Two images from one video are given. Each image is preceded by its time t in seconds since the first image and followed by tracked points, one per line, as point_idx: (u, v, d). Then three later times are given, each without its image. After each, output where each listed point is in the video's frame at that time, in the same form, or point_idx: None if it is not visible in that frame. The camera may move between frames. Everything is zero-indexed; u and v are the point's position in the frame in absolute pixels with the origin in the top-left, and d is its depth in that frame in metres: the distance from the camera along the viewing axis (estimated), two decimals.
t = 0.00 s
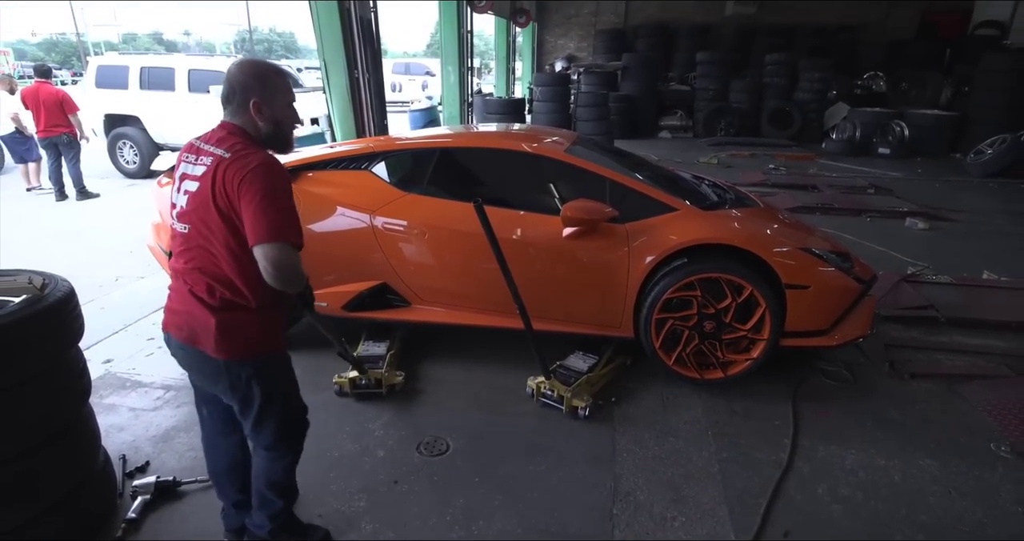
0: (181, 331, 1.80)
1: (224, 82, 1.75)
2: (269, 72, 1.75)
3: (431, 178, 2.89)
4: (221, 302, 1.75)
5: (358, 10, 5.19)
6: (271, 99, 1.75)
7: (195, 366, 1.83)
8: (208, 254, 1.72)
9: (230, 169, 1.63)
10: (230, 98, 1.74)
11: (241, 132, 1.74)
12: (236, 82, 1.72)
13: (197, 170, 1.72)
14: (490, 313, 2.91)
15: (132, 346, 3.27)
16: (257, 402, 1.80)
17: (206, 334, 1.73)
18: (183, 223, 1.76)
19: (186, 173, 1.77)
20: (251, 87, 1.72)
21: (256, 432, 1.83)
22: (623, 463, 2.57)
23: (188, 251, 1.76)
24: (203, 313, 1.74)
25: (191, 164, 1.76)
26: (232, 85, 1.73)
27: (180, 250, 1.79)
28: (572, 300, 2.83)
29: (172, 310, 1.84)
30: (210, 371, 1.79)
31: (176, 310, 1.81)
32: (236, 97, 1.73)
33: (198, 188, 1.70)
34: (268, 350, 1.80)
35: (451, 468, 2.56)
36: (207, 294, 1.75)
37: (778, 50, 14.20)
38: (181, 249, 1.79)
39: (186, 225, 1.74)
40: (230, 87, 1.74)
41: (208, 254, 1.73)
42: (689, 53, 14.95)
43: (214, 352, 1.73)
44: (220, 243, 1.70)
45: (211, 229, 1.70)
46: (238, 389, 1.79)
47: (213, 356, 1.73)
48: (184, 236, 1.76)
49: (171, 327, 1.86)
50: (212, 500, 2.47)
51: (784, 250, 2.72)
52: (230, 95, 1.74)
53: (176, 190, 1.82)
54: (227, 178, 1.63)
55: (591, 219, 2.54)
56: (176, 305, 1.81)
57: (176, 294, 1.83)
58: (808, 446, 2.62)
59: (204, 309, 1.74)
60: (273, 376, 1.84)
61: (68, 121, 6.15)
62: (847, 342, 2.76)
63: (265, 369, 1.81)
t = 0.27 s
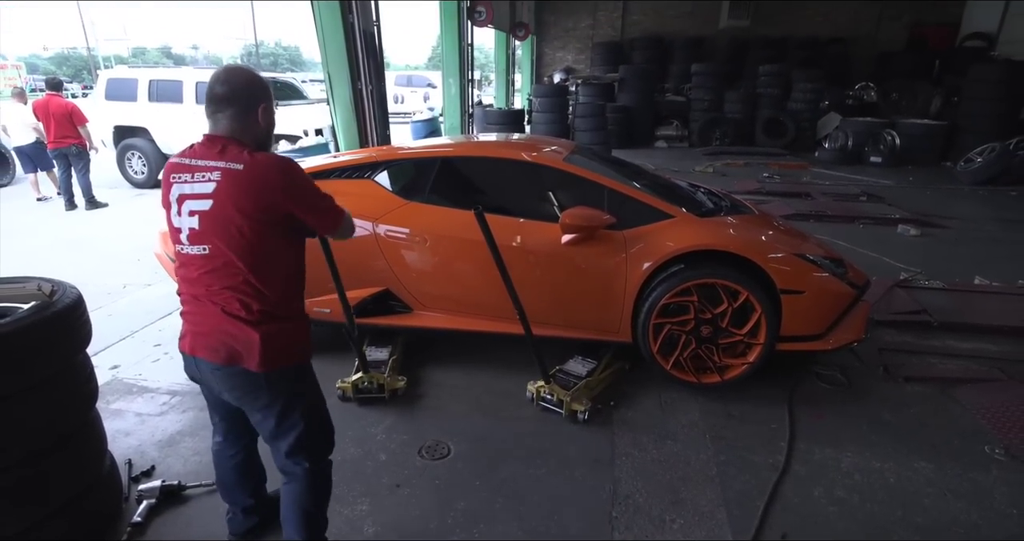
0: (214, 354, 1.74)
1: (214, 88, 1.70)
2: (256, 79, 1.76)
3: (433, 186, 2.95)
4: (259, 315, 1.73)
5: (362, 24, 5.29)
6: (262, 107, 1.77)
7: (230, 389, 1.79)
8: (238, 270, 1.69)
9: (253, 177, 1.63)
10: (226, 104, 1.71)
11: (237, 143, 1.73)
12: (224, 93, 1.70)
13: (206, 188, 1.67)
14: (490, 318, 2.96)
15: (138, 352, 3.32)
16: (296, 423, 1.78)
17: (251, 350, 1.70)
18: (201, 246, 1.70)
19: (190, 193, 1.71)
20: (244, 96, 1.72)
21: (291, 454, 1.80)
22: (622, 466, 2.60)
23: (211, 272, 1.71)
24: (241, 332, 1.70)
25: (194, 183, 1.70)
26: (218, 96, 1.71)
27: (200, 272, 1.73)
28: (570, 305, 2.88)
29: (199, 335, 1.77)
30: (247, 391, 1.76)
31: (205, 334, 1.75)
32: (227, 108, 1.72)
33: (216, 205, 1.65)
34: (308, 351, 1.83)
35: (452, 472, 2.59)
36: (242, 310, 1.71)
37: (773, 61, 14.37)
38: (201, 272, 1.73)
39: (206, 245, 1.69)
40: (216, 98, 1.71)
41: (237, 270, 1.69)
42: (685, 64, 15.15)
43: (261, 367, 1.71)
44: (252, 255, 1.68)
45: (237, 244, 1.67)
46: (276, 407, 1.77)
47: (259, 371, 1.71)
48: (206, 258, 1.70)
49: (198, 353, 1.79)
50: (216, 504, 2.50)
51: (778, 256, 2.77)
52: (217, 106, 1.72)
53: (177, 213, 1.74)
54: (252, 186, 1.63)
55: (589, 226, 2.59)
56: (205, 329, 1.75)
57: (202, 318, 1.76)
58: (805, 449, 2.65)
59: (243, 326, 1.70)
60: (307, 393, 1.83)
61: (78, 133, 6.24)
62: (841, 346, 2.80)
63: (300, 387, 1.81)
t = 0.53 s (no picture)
0: (239, 379, 1.63)
1: (250, 105, 1.75)
2: (288, 97, 1.83)
3: (433, 193, 2.99)
4: (289, 331, 1.68)
5: (363, 34, 5.36)
6: (294, 124, 1.83)
7: (249, 418, 1.68)
8: (272, 282, 1.63)
9: (299, 182, 1.65)
10: (261, 120, 1.76)
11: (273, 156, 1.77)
12: (262, 108, 1.76)
13: (245, 194, 1.64)
14: (490, 323, 2.99)
15: (140, 358, 3.33)
16: (303, 471, 1.72)
17: (285, 368, 1.64)
18: (234, 254, 1.63)
19: (224, 199, 1.66)
20: (280, 111, 1.78)
21: (296, 504, 1.73)
22: (622, 470, 2.61)
23: (240, 285, 1.63)
24: (275, 348, 1.64)
25: (230, 188, 1.66)
26: (255, 111, 1.76)
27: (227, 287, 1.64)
28: (569, 311, 2.90)
29: (218, 357, 1.65)
30: (265, 423, 1.68)
31: (228, 356, 1.64)
32: (262, 123, 1.76)
33: (258, 210, 1.62)
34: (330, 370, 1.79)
35: (452, 477, 2.59)
36: (272, 326, 1.64)
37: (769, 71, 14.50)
38: (227, 285, 1.64)
39: (240, 253, 1.62)
40: (252, 115, 1.76)
41: (270, 282, 1.63)
42: (682, 74, 15.28)
43: (295, 385, 1.66)
44: (289, 264, 1.66)
45: (275, 251, 1.64)
46: (286, 450, 1.70)
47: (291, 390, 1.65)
48: (237, 268, 1.62)
49: (215, 379, 1.66)
50: (216, 509, 2.51)
51: (776, 262, 2.79)
52: (253, 122, 1.76)
53: (204, 220, 1.67)
54: (296, 188, 1.65)
55: (588, 232, 2.61)
56: (227, 351, 1.64)
57: (223, 340, 1.65)
58: (803, 453, 2.67)
59: (276, 343, 1.64)
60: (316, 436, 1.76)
61: (81, 141, 6.29)
62: (839, 351, 2.82)
63: (311, 429, 1.74)
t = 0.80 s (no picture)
0: (220, 401, 1.60)
1: (273, 135, 1.83)
2: (309, 127, 1.91)
3: (433, 202, 3.03)
4: (277, 355, 1.66)
5: (365, 46, 5.44)
6: (314, 152, 1.90)
7: (229, 443, 1.65)
8: (268, 301, 1.64)
9: (313, 202, 1.72)
10: (284, 148, 1.83)
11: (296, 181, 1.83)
12: (285, 136, 1.83)
13: (259, 209, 1.70)
14: (488, 330, 3.01)
15: (141, 364, 3.35)
16: (292, 498, 1.70)
17: (270, 394, 1.61)
18: (235, 258, 1.65)
19: (238, 209, 1.72)
20: (301, 139, 1.86)
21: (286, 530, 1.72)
22: (619, 477, 2.62)
23: (235, 299, 1.63)
24: (261, 370, 1.61)
25: (246, 201, 1.72)
26: (278, 139, 1.83)
27: (221, 302, 1.64)
28: (567, 318, 2.93)
29: (202, 375, 1.63)
30: (248, 451, 1.65)
31: (212, 375, 1.62)
32: (285, 151, 1.83)
33: (267, 222, 1.67)
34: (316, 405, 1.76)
35: (449, 484, 2.60)
36: (261, 349, 1.62)
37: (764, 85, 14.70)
38: (221, 298, 1.64)
39: (240, 263, 1.64)
40: (274, 143, 1.82)
41: (266, 301, 1.63)
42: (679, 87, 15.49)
43: (277, 411, 1.62)
44: (287, 284, 1.66)
45: (274, 269, 1.65)
46: (272, 478, 1.68)
47: (272, 418, 1.62)
48: (233, 280, 1.63)
49: (194, 400, 1.63)
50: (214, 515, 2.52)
51: (771, 271, 2.83)
52: (275, 148, 1.82)
53: (214, 226, 1.72)
54: (309, 209, 1.71)
55: (586, 240, 2.66)
56: (212, 370, 1.62)
57: (209, 357, 1.63)
58: (799, 461, 2.68)
59: (262, 365, 1.62)
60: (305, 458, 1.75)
61: (86, 149, 6.36)
62: (834, 359, 2.85)
63: (299, 454, 1.73)
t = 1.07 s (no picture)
0: (207, 406, 1.61)
1: (274, 154, 1.88)
2: (311, 146, 1.96)
3: (434, 207, 3.09)
4: (266, 363, 1.65)
5: (367, 57, 5.55)
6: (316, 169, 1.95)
7: (218, 449, 1.66)
8: (257, 307, 1.64)
9: (309, 213, 1.75)
10: (286, 166, 1.87)
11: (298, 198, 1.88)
12: (287, 155, 1.88)
13: (256, 217, 1.74)
14: (488, 334, 3.06)
15: (144, 368, 3.39)
16: (282, 507, 1.71)
17: (256, 401, 1.60)
18: (228, 263, 1.68)
19: (238, 218, 1.77)
20: (302, 158, 1.90)
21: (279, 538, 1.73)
22: (616, 479, 2.65)
23: (226, 304, 1.65)
24: (248, 377, 1.61)
25: (247, 210, 1.77)
26: (280, 158, 1.87)
27: (212, 307, 1.66)
28: (565, 321, 2.98)
29: (193, 379, 1.64)
30: (239, 459, 1.66)
31: (201, 380, 1.63)
32: (286, 169, 1.87)
33: (263, 229, 1.70)
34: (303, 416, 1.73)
35: (449, 486, 2.63)
36: (249, 355, 1.63)
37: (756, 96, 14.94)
38: (213, 303, 1.66)
39: (232, 268, 1.66)
40: (276, 161, 1.87)
41: (256, 307, 1.64)
42: (673, 98, 15.72)
43: (263, 419, 1.61)
44: (277, 292, 1.66)
45: (265, 276, 1.66)
46: (263, 486, 1.69)
47: (257, 427, 1.61)
48: (224, 285, 1.65)
49: (184, 404, 1.65)
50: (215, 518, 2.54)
51: (765, 276, 2.89)
52: (278, 167, 1.87)
53: (214, 234, 1.77)
54: (304, 220, 1.73)
55: (584, 245, 2.71)
56: (202, 375, 1.63)
57: (200, 362, 1.65)
58: (794, 463, 2.72)
59: (249, 372, 1.62)
60: (297, 465, 1.75)
61: (94, 157, 6.56)
62: (829, 363, 2.90)
63: (291, 463, 1.73)
